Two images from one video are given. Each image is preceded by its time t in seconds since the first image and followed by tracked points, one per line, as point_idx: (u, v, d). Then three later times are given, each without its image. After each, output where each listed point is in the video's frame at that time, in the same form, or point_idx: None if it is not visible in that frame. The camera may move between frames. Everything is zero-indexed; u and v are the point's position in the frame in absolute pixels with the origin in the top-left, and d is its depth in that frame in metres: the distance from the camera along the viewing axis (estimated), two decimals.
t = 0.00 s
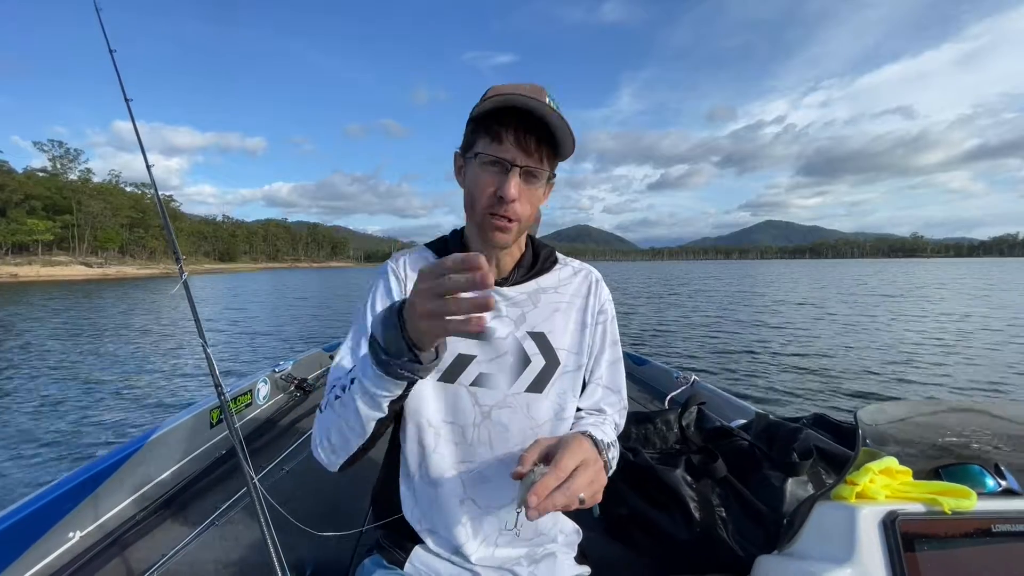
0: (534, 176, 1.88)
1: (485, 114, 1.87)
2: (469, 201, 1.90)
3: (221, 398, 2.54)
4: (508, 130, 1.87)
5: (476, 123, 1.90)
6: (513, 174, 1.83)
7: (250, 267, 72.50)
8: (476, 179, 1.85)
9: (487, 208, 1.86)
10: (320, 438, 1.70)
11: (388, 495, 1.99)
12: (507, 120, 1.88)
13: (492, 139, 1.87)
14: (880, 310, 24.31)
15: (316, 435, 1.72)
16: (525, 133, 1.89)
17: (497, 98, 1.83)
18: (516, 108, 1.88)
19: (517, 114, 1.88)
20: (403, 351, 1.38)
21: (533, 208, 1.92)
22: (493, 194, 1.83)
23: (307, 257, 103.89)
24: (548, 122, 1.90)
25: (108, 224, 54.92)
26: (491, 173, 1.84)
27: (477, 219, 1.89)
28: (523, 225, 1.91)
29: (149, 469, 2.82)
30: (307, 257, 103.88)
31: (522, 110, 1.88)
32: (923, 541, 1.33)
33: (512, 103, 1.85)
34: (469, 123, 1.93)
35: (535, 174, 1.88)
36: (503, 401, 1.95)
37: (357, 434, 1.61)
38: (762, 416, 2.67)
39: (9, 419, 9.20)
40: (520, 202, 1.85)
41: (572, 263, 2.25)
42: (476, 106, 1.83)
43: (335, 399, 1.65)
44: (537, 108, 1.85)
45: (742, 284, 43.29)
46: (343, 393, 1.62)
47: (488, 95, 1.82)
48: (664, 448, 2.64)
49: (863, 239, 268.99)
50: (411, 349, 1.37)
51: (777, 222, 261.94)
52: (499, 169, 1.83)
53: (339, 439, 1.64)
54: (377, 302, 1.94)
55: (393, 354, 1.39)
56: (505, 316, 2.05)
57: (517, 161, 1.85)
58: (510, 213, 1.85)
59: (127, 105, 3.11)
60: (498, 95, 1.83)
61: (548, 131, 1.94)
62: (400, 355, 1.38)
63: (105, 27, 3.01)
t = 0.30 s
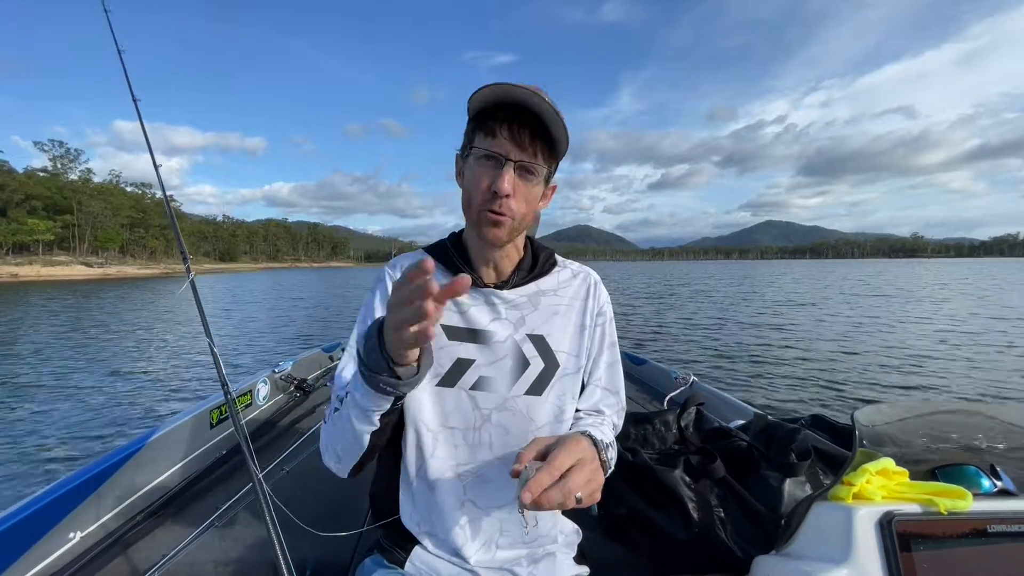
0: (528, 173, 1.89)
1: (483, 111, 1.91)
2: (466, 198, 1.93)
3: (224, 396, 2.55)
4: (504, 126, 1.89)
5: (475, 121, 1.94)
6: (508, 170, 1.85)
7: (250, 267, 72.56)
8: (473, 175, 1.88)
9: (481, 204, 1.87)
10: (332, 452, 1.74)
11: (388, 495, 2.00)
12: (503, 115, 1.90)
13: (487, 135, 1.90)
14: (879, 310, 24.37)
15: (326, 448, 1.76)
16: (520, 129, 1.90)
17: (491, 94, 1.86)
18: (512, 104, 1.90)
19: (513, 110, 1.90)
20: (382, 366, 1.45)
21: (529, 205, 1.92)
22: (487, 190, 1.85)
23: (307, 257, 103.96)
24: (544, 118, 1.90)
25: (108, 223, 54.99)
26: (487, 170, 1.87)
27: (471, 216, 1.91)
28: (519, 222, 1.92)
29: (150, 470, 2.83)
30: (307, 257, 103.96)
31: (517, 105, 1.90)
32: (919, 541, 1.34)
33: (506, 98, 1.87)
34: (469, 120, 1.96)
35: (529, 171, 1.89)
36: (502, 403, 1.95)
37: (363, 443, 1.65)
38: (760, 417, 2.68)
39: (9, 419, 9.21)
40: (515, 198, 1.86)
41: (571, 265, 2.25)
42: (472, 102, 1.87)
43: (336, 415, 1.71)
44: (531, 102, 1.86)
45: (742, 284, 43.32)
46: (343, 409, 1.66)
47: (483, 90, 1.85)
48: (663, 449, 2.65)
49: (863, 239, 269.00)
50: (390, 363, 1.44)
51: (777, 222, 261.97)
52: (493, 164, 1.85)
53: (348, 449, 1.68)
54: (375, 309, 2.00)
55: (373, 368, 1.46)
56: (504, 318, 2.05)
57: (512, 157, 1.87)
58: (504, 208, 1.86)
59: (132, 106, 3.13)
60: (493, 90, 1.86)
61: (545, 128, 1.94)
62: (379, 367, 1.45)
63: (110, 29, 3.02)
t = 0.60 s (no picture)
0: (535, 181, 1.90)
1: (492, 114, 1.90)
2: (470, 201, 1.93)
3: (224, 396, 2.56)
4: (513, 132, 1.88)
5: (483, 122, 1.93)
6: (514, 177, 1.85)
7: (251, 267, 72.63)
8: (479, 180, 1.88)
9: (486, 210, 1.88)
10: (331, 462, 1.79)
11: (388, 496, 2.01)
12: (512, 120, 1.89)
13: (495, 140, 1.89)
14: (880, 310, 24.38)
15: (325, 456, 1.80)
16: (528, 137, 1.89)
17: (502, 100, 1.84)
18: (522, 110, 1.89)
19: (522, 116, 1.89)
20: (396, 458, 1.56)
21: (533, 214, 1.94)
22: (493, 197, 1.86)
23: (308, 257, 104.06)
24: (553, 127, 1.90)
25: (109, 223, 55.09)
26: (493, 176, 1.87)
27: (475, 221, 1.92)
28: (523, 230, 1.93)
29: (150, 470, 2.83)
30: (308, 257, 104.06)
31: (527, 112, 1.89)
32: (917, 541, 1.34)
33: (518, 106, 1.85)
34: (477, 120, 1.95)
35: (536, 180, 1.90)
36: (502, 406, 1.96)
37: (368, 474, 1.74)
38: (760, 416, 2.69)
39: (10, 419, 9.21)
40: (520, 207, 1.88)
41: (571, 266, 2.26)
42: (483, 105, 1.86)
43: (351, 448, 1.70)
44: (542, 112, 1.85)
45: (743, 284, 43.30)
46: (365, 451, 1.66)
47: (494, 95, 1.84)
48: (663, 448, 2.66)
49: (865, 239, 268.75)
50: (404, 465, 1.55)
51: (778, 222, 261.78)
52: (501, 172, 1.86)
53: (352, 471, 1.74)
54: (373, 312, 2.01)
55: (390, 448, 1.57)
56: (505, 320, 2.06)
57: (519, 164, 1.87)
58: (510, 216, 1.87)
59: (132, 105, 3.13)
60: (505, 95, 1.84)
61: (553, 136, 1.94)
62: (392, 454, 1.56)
63: (110, 28, 3.02)
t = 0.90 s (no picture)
0: (532, 180, 1.91)
1: (486, 114, 1.91)
2: (469, 202, 1.94)
3: (224, 395, 2.56)
4: (507, 132, 1.90)
5: (478, 123, 1.95)
6: (511, 177, 1.87)
7: (252, 267, 72.76)
8: (476, 181, 1.90)
9: (485, 210, 1.89)
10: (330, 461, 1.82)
11: (389, 495, 2.02)
12: (506, 120, 1.90)
13: (490, 140, 1.90)
14: (880, 311, 24.40)
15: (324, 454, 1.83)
16: (524, 136, 1.90)
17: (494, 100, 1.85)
18: (515, 109, 1.90)
19: (517, 115, 1.90)
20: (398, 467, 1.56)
21: (532, 213, 1.94)
22: (490, 197, 1.88)
23: (309, 257, 104.20)
24: (549, 125, 1.90)
25: (111, 223, 55.19)
26: (490, 177, 1.89)
27: (474, 223, 1.93)
28: (523, 230, 1.94)
29: (151, 470, 2.84)
30: (309, 257, 104.20)
31: (521, 112, 1.90)
32: (915, 541, 1.34)
33: (511, 105, 1.87)
34: (473, 122, 1.97)
35: (532, 178, 1.90)
36: (503, 406, 1.96)
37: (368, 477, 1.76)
38: (759, 417, 2.69)
39: (11, 419, 9.23)
40: (518, 207, 1.88)
41: (571, 267, 2.27)
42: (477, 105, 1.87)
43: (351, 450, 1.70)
44: (536, 110, 1.86)
45: (743, 285, 43.28)
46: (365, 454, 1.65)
47: (487, 95, 1.85)
48: (663, 449, 2.66)
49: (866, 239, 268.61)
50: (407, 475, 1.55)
51: (779, 222, 261.72)
52: (497, 172, 1.87)
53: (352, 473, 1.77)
54: (374, 311, 2.03)
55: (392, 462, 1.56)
56: (506, 321, 2.06)
57: (515, 164, 1.88)
58: (508, 216, 1.88)
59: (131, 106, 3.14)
60: (497, 95, 1.85)
61: (549, 135, 1.94)
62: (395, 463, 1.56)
63: (109, 28, 3.03)
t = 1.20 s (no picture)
0: (528, 171, 1.92)
1: (481, 109, 1.95)
2: (467, 196, 1.96)
3: (221, 395, 2.56)
4: (503, 124, 1.93)
5: (474, 119, 1.98)
6: (507, 167, 1.88)
7: (253, 267, 72.85)
8: (473, 174, 1.92)
9: (482, 201, 1.90)
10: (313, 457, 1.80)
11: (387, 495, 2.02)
12: (501, 113, 1.94)
13: (486, 134, 1.94)
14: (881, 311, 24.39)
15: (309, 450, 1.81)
16: (518, 127, 1.93)
17: (489, 93, 1.89)
18: (510, 104, 1.94)
19: (511, 108, 1.94)
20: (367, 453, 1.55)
21: (529, 203, 1.94)
22: (487, 187, 1.89)
23: (310, 257, 104.27)
24: (543, 117, 1.93)
25: (113, 223, 55.27)
26: (486, 169, 1.91)
27: (472, 215, 1.94)
28: (521, 221, 1.94)
29: (150, 470, 2.84)
30: (310, 257, 104.27)
31: (515, 105, 1.94)
32: (913, 542, 1.34)
33: (505, 98, 1.91)
34: (469, 119, 2.01)
35: (529, 168, 1.92)
36: (502, 404, 1.96)
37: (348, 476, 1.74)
38: (758, 417, 2.68)
39: (12, 419, 9.24)
40: (515, 196, 1.88)
41: (571, 265, 2.26)
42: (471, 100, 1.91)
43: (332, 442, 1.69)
44: (530, 101, 1.89)
45: (743, 285, 43.24)
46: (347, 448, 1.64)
47: (482, 89, 1.89)
48: (662, 449, 2.65)
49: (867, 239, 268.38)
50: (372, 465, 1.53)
51: (780, 222, 261.49)
52: (493, 163, 1.90)
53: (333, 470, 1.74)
54: (371, 309, 2.03)
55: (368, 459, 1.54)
56: (505, 319, 2.06)
57: (510, 154, 1.90)
58: (505, 205, 1.88)
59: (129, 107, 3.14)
60: (491, 88, 1.89)
61: (543, 127, 1.97)
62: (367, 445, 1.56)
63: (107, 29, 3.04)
